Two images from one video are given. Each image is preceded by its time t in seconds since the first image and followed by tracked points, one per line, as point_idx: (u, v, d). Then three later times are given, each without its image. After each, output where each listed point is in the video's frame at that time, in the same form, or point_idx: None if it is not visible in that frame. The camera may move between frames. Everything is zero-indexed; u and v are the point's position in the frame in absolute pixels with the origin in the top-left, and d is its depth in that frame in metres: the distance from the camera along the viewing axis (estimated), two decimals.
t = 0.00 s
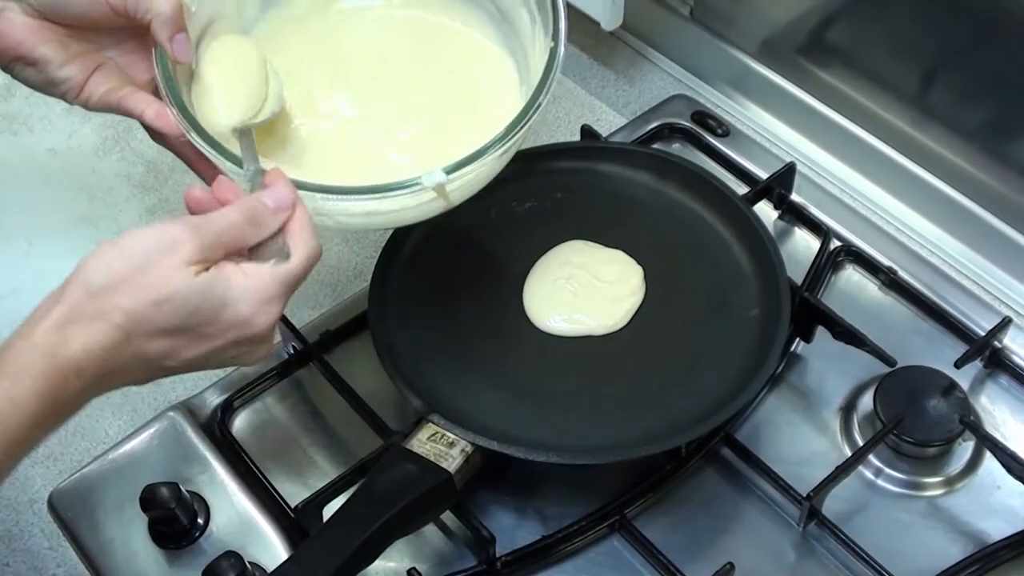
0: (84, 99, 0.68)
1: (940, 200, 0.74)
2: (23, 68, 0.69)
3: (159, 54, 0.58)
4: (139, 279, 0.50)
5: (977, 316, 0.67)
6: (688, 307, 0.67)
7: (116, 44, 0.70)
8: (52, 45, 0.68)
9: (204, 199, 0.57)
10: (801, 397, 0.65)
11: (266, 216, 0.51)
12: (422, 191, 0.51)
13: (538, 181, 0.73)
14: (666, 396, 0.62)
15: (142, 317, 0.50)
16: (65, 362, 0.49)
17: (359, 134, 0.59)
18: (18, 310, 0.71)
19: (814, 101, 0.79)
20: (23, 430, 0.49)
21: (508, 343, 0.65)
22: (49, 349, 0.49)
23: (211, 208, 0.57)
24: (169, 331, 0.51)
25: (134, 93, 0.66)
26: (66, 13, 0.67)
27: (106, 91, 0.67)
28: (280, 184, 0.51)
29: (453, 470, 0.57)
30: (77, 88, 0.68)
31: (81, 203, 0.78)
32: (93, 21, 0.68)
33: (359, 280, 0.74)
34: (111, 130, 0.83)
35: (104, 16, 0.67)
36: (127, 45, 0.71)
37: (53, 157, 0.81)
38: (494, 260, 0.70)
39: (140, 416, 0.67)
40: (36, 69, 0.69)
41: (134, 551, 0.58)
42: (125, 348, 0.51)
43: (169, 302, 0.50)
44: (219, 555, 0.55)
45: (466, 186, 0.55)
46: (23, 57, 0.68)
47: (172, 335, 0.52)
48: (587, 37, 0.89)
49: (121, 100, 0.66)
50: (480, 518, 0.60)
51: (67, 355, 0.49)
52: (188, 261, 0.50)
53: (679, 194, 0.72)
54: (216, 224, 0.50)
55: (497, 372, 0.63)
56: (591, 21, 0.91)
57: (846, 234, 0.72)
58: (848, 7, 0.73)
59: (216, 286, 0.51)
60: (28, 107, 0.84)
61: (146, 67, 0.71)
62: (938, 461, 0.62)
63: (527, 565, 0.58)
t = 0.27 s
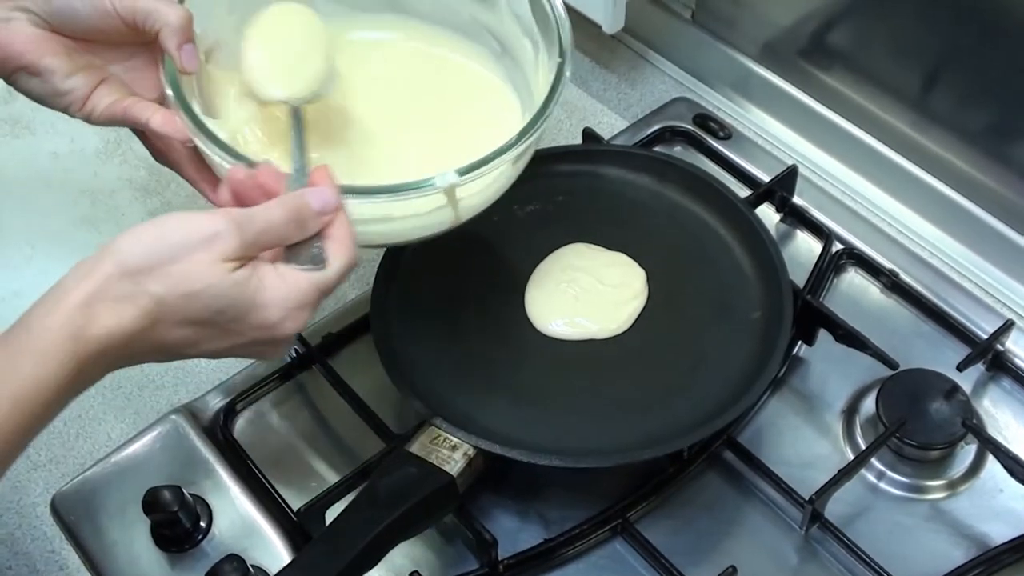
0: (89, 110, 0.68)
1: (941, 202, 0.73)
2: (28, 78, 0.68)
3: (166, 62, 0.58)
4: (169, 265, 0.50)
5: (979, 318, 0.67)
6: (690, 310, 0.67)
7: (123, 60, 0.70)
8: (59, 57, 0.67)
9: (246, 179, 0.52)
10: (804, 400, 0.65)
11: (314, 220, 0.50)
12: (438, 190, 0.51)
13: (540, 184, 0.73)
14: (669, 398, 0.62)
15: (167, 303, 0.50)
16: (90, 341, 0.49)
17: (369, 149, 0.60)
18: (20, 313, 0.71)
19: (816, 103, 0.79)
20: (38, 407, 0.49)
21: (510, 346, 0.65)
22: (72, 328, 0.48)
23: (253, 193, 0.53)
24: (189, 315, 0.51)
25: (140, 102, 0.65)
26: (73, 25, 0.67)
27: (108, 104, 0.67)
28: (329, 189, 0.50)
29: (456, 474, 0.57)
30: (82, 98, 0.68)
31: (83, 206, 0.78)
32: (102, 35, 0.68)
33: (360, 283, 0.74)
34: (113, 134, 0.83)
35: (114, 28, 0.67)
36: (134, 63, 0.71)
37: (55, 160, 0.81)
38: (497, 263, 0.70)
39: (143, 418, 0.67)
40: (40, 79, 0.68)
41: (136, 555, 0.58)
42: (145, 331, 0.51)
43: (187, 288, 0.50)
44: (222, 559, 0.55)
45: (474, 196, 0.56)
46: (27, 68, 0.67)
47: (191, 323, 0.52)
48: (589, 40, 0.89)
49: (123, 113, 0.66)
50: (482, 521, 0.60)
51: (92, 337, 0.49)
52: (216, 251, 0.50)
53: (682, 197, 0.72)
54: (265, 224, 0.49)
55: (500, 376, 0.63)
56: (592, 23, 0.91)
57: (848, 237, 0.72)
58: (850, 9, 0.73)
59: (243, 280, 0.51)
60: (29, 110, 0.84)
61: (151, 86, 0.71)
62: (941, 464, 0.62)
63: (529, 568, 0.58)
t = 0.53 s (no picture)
0: (146, 98, 0.67)
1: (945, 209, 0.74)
2: (87, 68, 0.68)
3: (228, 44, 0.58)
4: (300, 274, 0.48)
5: (981, 323, 0.68)
6: (693, 316, 0.67)
7: (180, 48, 0.70)
8: (114, 45, 0.67)
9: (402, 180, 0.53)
10: (807, 406, 0.65)
11: (463, 221, 0.49)
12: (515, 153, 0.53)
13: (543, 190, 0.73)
14: (673, 404, 0.62)
15: (291, 312, 0.48)
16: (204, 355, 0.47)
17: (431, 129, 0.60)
18: (24, 320, 0.71)
19: (819, 111, 0.79)
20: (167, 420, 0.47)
21: (513, 352, 0.65)
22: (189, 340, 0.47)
23: (411, 197, 0.53)
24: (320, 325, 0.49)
25: (202, 85, 0.63)
26: (125, 10, 0.67)
27: (167, 88, 0.66)
28: (486, 191, 0.48)
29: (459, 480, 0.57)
30: (140, 87, 0.67)
31: (87, 213, 0.78)
32: (156, 18, 0.68)
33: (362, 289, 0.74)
34: (116, 141, 0.83)
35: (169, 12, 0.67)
36: (191, 51, 0.71)
37: (58, 167, 0.81)
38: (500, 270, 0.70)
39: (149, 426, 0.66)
40: (99, 70, 0.68)
41: (141, 562, 0.58)
42: (267, 339, 0.49)
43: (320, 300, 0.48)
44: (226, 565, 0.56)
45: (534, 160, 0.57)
46: (86, 57, 0.67)
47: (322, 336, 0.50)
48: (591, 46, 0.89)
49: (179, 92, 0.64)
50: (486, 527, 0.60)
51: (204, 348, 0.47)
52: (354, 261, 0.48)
53: (685, 203, 0.72)
54: (410, 224, 0.48)
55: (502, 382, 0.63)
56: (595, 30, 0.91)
57: (851, 243, 0.72)
58: (853, 14, 0.73)
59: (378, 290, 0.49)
60: (32, 116, 0.84)
61: (209, 71, 0.71)
62: (944, 470, 0.62)
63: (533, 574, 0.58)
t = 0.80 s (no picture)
0: (116, 83, 0.68)
1: (947, 210, 0.74)
2: (59, 53, 0.68)
3: (194, 28, 0.63)
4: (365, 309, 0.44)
5: (984, 324, 0.68)
6: (695, 317, 0.67)
7: (142, 31, 0.70)
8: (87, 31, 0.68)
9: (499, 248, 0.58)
10: (810, 407, 0.65)
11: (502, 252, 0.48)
12: (465, 142, 0.59)
13: (545, 190, 0.73)
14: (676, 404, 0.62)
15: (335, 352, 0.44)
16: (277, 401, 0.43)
17: (377, 116, 0.65)
18: (26, 321, 0.71)
19: (822, 112, 0.79)
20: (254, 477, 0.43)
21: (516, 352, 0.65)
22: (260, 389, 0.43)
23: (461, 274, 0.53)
24: (391, 385, 0.45)
25: (169, 71, 0.64)
26: None
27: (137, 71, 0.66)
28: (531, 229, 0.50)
29: (462, 481, 0.57)
30: (110, 71, 0.67)
31: (89, 214, 0.78)
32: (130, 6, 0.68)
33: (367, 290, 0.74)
34: (119, 142, 0.83)
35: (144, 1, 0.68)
36: (154, 33, 0.70)
37: (60, 168, 0.81)
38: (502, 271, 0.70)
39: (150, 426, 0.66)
40: (72, 55, 0.68)
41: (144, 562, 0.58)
42: (325, 399, 0.44)
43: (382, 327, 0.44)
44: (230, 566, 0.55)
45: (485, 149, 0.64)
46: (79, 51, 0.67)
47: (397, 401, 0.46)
48: (594, 47, 0.89)
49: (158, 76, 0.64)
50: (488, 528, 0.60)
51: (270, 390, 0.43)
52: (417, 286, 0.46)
53: (687, 204, 0.72)
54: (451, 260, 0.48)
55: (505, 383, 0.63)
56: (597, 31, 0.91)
57: (854, 244, 0.72)
58: (856, 15, 0.73)
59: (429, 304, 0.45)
60: (34, 117, 0.84)
61: (172, 53, 0.71)
62: (947, 471, 0.62)
63: None
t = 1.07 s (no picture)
0: (97, 84, 0.68)
1: (949, 213, 0.74)
2: (41, 54, 0.68)
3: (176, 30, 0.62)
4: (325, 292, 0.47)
5: (987, 328, 0.68)
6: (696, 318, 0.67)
7: (126, 33, 0.71)
8: (69, 32, 0.68)
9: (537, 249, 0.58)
10: (811, 409, 0.65)
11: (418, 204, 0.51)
12: (446, 138, 0.59)
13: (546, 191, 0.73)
14: (677, 406, 0.62)
15: (292, 330, 0.47)
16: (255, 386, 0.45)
17: (349, 119, 0.65)
18: (26, 320, 0.71)
19: (824, 113, 0.79)
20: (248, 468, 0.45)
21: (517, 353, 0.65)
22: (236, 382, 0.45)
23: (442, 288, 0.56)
24: (341, 335, 0.46)
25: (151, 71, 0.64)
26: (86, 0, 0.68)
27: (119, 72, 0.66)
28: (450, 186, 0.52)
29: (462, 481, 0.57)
30: (92, 73, 0.68)
31: (90, 211, 0.78)
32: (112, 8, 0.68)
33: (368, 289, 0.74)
34: (120, 140, 0.83)
35: (123, 1, 0.68)
36: (137, 35, 0.71)
37: (61, 165, 0.81)
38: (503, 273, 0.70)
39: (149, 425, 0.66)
40: (53, 55, 0.68)
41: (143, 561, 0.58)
42: (303, 377, 0.46)
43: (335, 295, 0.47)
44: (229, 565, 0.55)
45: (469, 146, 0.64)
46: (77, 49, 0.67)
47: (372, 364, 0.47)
48: (597, 48, 0.89)
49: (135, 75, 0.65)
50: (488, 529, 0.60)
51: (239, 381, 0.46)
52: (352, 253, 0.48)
53: (689, 205, 0.72)
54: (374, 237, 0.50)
55: (505, 385, 0.63)
56: (599, 31, 0.91)
57: (855, 246, 0.72)
58: (858, 16, 0.73)
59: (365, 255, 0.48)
60: (35, 115, 0.84)
61: (154, 56, 0.71)
62: (948, 473, 0.62)
63: None
